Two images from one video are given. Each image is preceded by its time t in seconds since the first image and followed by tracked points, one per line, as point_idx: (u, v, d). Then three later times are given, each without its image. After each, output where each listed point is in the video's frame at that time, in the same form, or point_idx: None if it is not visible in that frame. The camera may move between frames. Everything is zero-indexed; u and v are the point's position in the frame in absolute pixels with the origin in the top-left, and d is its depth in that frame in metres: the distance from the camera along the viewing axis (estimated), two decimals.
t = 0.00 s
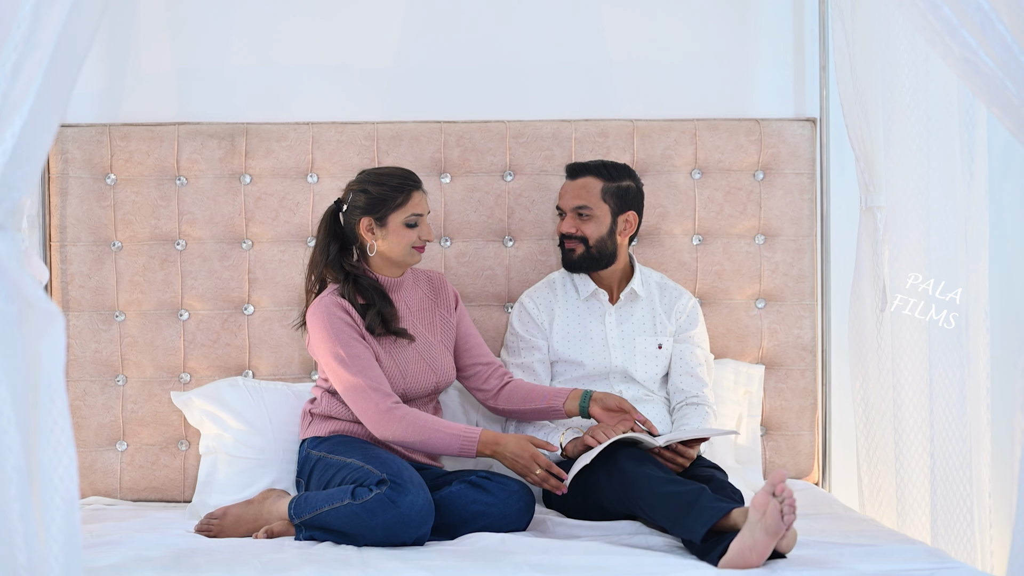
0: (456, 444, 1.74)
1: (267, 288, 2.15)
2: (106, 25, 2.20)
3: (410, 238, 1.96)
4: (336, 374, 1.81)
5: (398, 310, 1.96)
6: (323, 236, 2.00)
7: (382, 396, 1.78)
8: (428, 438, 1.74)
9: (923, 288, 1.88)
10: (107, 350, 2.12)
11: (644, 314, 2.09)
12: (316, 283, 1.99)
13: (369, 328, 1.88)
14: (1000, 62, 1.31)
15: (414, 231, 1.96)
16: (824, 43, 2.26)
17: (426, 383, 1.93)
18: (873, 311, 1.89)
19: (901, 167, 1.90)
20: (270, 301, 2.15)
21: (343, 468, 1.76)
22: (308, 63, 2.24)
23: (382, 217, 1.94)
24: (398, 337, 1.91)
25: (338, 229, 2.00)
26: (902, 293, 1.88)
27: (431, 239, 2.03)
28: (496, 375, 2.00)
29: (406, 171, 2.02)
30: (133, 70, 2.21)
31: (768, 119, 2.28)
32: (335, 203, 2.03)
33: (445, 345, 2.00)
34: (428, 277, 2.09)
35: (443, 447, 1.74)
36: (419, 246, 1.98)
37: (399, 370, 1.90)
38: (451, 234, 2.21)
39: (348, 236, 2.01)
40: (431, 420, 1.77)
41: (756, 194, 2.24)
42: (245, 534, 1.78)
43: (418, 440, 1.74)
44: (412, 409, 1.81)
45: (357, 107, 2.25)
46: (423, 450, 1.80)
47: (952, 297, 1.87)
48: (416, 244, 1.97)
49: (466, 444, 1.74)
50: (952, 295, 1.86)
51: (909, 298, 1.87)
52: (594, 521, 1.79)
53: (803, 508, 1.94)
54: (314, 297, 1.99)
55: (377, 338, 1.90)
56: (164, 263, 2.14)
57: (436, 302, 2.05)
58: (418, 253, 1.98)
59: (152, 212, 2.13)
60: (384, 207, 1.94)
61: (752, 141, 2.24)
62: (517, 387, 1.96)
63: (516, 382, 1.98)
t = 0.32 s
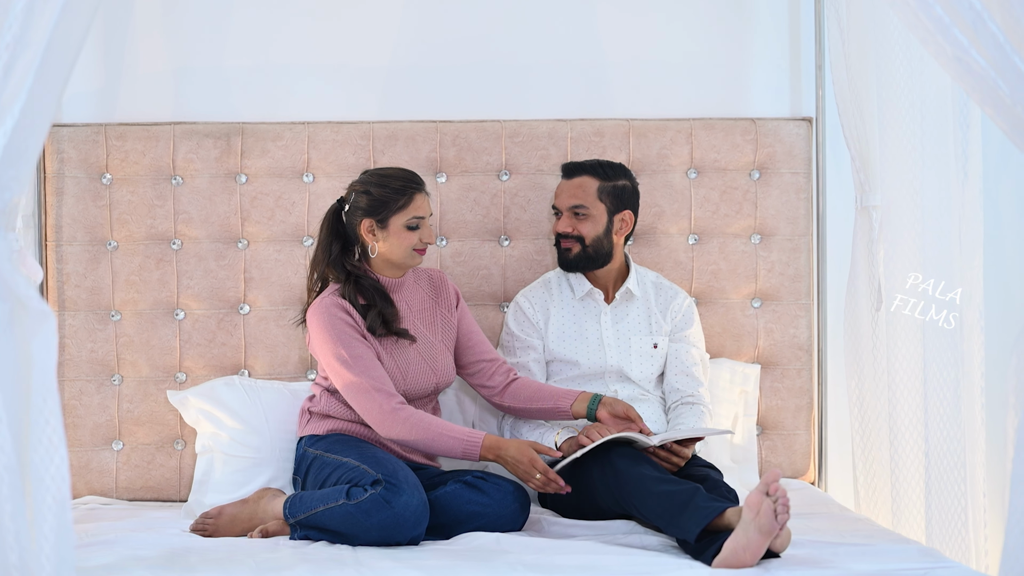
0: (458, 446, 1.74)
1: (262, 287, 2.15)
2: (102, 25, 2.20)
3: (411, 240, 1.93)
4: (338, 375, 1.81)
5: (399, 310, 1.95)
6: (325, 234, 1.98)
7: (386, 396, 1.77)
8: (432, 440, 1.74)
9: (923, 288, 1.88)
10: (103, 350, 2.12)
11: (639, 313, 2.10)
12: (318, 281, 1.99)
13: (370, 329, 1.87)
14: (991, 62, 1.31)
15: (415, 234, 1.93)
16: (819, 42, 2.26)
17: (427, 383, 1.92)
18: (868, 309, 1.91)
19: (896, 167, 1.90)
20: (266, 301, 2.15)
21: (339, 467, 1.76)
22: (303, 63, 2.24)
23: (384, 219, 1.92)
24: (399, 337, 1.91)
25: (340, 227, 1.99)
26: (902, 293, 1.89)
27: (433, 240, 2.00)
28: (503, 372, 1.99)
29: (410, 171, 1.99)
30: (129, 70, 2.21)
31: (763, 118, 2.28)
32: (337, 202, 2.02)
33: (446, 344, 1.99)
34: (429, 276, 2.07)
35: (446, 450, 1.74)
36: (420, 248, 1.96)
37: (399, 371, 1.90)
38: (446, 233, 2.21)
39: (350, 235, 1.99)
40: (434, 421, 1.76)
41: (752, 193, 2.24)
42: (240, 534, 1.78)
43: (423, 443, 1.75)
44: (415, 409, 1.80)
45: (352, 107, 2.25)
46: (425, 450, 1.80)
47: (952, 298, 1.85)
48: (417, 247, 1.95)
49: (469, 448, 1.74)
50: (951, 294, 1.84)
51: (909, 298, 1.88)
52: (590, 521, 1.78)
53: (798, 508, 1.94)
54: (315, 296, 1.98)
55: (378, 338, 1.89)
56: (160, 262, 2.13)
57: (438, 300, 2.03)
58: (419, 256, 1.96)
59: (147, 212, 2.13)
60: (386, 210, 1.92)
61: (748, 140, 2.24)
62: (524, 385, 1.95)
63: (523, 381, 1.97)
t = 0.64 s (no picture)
0: (457, 446, 1.74)
1: (259, 287, 2.15)
2: (99, 25, 2.20)
3: (409, 242, 1.92)
4: (338, 376, 1.81)
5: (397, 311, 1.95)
6: (323, 235, 1.98)
7: (385, 397, 1.77)
8: (430, 440, 1.74)
9: (922, 288, 1.86)
10: (99, 350, 2.12)
11: (635, 313, 2.10)
12: (317, 281, 1.98)
13: (369, 330, 1.87)
14: (983, 61, 1.32)
15: (413, 236, 1.92)
16: (816, 41, 2.25)
17: (425, 383, 1.92)
18: (864, 307, 1.91)
19: (892, 168, 1.90)
20: (262, 301, 2.15)
21: (335, 467, 1.76)
22: (299, 63, 2.24)
23: (381, 222, 1.91)
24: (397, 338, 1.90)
25: (339, 228, 1.99)
26: (902, 294, 1.88)
27: (431, 242, 1.99)
28: (503, 371, 1.99)
29: (408, 173, 1.98)
30: (125, 69, 2.21)
31: (760, 118, 2.28)
32: (336, 202, 2.02)
33: (445, 344, 1.99)
34: (428, 276, 2.07)
35: (445, 450, 1.74)
36: (418, 250, 1.95)
37: (398, 372, 1.90)
38: (442, 233, 2.21)
39: (349, 235, 1.99)
40: (433, 421, 1.76)
41: (748, 193, 2.24)
42: (235, 533, 1.78)
43: (422, 443, 1.75)
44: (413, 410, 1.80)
45: (349, 107, 2.25)
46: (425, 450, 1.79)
47: (952, 298, 1.81)
48: (416, 249, 1.94)
49: (468, 448, 1.74)
50: (952, 294, 1.80)
51: (908, 298, 1.86)
52: (585, 521, 1.78)
53: (793, 507, 1.95)
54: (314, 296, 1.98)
55: (377, 339, 1.89)
56: (157, 262, 2.14)
57: (436, 300, 2.03)
58: (418, 257, 1.95)
59: (143, 212, 2.13)
60: (384, 212, 1.91)
61: (744, 140, 2.24)
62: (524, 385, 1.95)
63: (522, 380, 1.97)
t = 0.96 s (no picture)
0: (452, 443, 1.73)
1: (254, 287, 2.15)
2: (94, 25, 2.20)
3: (401, 243, 1.92)
4: (332, 377, 1.81)
5: (392, 311, 1.94)
6: (318, 235, 1.98)
7: (378, 396, 1.77)
8: (424, 438, 1.74)
9: (922, 288, 1.86)
10: (94, 350, 2.12)
11: (630, 313, 2.10)
12: (313, 282, 1.98)
13: (363, 330, 1.87)
14: (973, 62, 1.33)
15: (405, 236, 1.92)
16: (811, 41, 2.25)
17: (419, 383, 1.92)
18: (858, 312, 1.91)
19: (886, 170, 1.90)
20: (257, 301, 2.15)
21: (329, 467, 1.76)
22: (295, 63, 2.24)
23: (374, 223, 1.91)
24: (392, 338, 1.90)
25: (334, 228, 1.99)
26: (901, 294, 1.88)
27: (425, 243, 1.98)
28: (492, 374, 1.99)
29: (402, 174, 1.97)
30: (121, 70, 2.21)
31: (756, 118, 2.28)
32: (331, 202, 2.02)
33: (439, 344, 1.99)
34: (423, 276, 2.07)
35: (440, 446, 1.74)
36: (412, 252, 1.94)
37: (392, 372, 1.90)
38: (438, 233, 2.21)
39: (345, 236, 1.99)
40: (427, 418, 1.76)
41: (744, 193, 2.24)
42: (230, 534, 1.78)
43: (416, 440, 1.74)
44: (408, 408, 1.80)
45: (344, 107, 2.25)
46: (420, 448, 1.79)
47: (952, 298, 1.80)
48: (409, 249, 1.93)
49: (462, 442, 1.73)
50: (952, 294, 1.79)
51: (909, 298, 1.86)
52: (579, 521, 1.78)
53: (788, 507, 1.95)
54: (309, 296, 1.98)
55: (371, 339, 1.89)
56: (152, 263, 2.14)
57: (431, 301, 2.03)
58: (411, 258, 1.94)
59: (139, 212, 2.13)
60: (376, 213, 1.90)
61: (740, 140, 2.24)
62: (512, 387, 1.95)
63: (509, 382, 1.97)
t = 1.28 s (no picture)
0: (451, 438, 1.72)
1: (249, 288, 2.15)
2: (89, 26, 2.20)
3: (389, 244, 1.91)
4: (329, 375, 1.81)
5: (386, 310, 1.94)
6: (311, 237, 1.99)
7: (376, 395, 1.76)
8: (422, 435, 1.72)
9: (922, 288, 1.84)
10: (89, 350, 2.12)
11: (625, 314, 2.10)
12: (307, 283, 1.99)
13: (358, 329, 1.87)
14: (964, 62, 1.33)
15: (393, 237, 1.91)
16: (807, 42, 2.26)
17: (413, 384, 1.92)
18: (853, 315, 1.92)
19: (881, 170, 1.90)
20: (252, 302, 2.15)
21: (323, 467, 1.76)
22: (290, 64, 2.24)
23: (361, 224, 1.91)
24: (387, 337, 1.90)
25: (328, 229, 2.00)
26: (902, 294, 1.86)
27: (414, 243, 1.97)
28: (475, 379, 1.99)
29: (389, 174, 1.96)
30: (116, 70, 2.21)
31: (751, 119, 2.28)
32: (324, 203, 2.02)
33: (432, 345, 1.99)
34: (416, 275, 2.07)
35: (440, 442, 1.72)
36: (401, 252, 1.93)
37: (388, 372, 1.90)
38: (433, 234, 2.21)
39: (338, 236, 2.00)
40: (425, 414, 1.75)
41: (739, 194, 2.24)
42: (224, 534, 1.78)
43: (415, 433, 1.72)
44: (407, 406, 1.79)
45: (339, 107, 2.25)
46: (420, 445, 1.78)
47: (953, 298, 1.80)
48: (397, 250, 1.92)
49: (462, 437, 1.72)
50: (952, 294, 1.79)
51: (910, 298, 1.84)
52: (572, 522, 1.78)
53: (783, 508, 1.95)
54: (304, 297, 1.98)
55: (367, 338, 1.89)
56: (147, 263, 2.14)
57: (424, 301, 2.03)
58: (400, 258, 1.94)
59: (134, 212, 2.13)
60: (362, 214, 1.90)
61: (735, 141, 2.24)
62: (495, 389, 1.95)
63: (491, 385, 1.96)
